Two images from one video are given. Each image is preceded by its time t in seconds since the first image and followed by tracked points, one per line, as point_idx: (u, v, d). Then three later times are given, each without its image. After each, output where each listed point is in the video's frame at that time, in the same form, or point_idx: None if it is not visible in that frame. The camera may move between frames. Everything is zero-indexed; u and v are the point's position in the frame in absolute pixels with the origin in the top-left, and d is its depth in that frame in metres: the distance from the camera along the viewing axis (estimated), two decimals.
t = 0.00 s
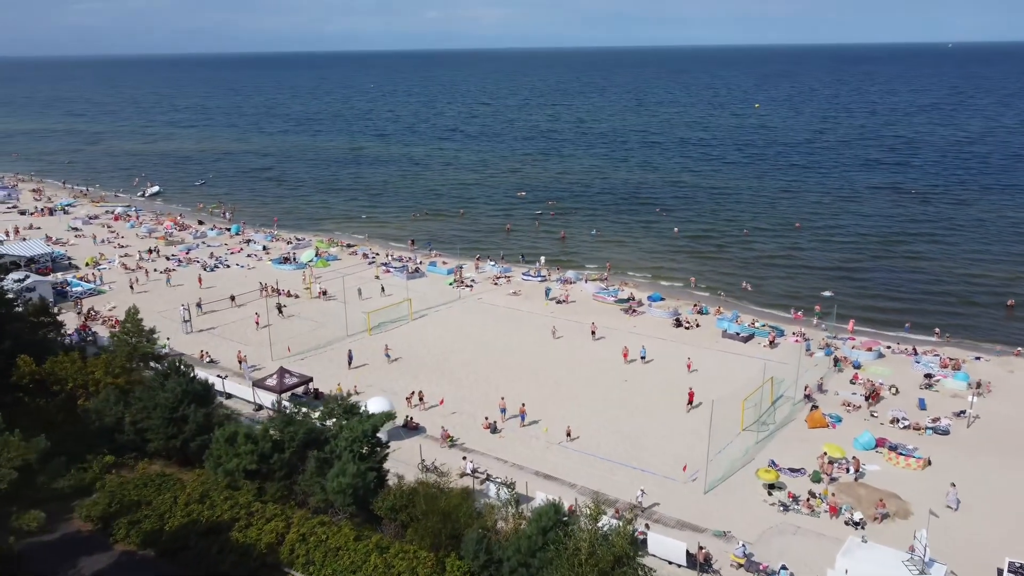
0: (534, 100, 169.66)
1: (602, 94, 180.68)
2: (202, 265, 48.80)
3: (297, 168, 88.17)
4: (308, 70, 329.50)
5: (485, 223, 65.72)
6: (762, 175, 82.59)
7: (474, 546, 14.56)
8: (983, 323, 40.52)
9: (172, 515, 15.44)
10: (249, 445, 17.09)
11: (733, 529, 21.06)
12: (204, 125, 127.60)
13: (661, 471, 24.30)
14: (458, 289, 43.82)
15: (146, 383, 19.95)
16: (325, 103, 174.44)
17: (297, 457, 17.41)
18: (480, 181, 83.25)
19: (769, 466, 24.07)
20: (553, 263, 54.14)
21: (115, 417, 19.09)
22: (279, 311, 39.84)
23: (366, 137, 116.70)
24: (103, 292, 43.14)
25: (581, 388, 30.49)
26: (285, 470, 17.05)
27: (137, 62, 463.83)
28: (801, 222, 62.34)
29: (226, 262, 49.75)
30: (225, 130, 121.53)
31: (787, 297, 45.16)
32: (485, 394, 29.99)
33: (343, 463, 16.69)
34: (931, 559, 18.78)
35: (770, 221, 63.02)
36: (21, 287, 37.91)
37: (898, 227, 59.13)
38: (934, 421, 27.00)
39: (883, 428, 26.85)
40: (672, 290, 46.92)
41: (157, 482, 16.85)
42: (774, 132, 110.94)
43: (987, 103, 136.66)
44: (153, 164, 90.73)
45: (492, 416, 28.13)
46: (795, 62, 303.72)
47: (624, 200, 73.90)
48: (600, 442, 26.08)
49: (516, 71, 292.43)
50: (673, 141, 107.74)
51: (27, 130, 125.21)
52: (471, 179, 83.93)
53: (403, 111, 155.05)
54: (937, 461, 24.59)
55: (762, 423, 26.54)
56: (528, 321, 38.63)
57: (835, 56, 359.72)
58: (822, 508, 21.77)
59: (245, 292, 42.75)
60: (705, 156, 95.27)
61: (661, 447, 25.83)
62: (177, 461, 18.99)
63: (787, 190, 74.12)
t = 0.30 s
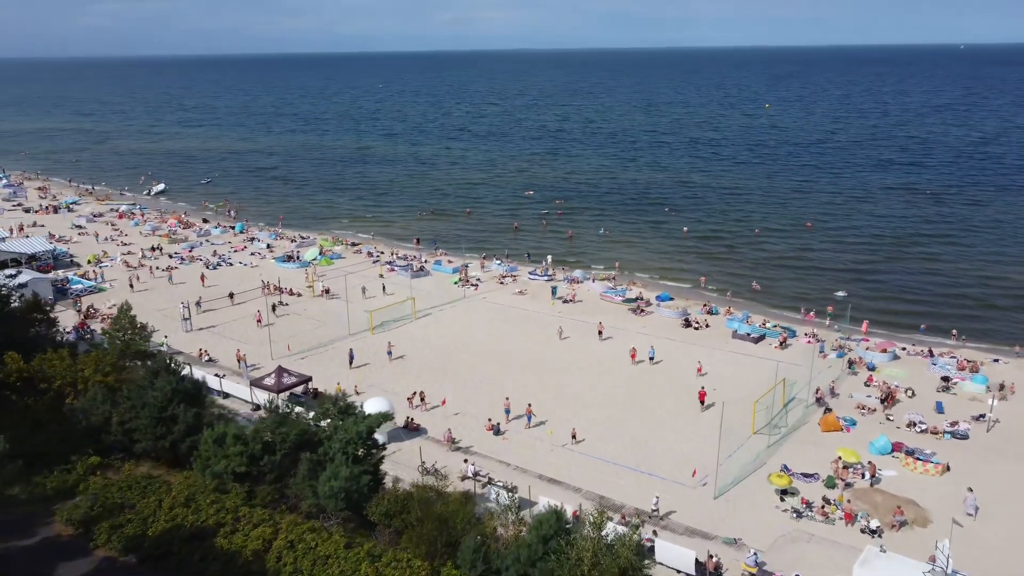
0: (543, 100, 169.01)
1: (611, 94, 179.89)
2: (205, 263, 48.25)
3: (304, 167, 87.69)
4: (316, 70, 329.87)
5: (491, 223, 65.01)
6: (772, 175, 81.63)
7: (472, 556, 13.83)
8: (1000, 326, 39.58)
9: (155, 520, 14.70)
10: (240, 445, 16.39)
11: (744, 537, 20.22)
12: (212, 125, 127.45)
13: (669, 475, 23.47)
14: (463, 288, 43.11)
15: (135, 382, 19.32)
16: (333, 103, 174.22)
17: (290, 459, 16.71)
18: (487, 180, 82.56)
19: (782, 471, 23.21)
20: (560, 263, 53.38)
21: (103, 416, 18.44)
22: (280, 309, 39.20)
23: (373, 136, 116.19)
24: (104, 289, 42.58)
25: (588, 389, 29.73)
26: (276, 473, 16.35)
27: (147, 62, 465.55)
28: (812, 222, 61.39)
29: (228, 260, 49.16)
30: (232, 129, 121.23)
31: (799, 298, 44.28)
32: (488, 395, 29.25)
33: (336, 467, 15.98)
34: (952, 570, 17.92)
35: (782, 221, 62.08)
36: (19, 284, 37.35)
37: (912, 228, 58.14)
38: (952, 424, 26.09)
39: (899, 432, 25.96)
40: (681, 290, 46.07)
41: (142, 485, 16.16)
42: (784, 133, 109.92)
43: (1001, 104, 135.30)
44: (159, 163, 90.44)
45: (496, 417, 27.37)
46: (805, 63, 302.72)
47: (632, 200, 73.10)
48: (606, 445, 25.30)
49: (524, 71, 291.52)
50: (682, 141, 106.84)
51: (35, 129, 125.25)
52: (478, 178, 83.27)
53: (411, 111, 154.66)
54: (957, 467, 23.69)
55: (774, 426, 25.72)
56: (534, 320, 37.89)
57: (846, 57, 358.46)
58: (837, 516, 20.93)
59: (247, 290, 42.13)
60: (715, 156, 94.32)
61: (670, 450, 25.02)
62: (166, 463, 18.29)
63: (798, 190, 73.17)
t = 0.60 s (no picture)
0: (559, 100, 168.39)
1: (628, 94, 178.90)
2: (215, 260, 47.85)
3: (318, 166, 87.42)
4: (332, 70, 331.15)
5: (505, 222, 64.33)
6: (791, 175, 80.46)
7: (475, 564, 12.96)
8: None
9: (145, 523, 14.04)
10: (237, 446, 15.73)
11: (763, 546, 19.34)
12: (227, 124, 127.62)
13: (684, 481, 22.63)
14: (475, 287, 42.43)
15: (131, 379, 18.73)
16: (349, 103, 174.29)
17: (289, 460, 16.06)
18: (502, 179, 81.93)
19: (802, 477, 22.31)
20: (574, 262, 52.58)
21: (98, 414, 17.84)
22: (289, 307, 38.65)
23: (388, 135, 115.84)
24: (112, 286, 42.20)
25: (601, 390, 28.94)
26: (273, 475, 15.69)
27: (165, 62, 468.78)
28: (832, 223, 60.30)
29: (238, 257, 48.74)
30: (247, 128, 121.31)
31: (819, 300, 43.27)
32: (498, 395, 28.51)
33: (335, 469, 15.33)
34: None
35: (801, 222, 61.01)
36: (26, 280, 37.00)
37: (935, 230, 56.92)
38: (980, 430, 25.09)
39: (924, 438, 25.00)
40: (696, 290, 45.18)
41: (134, 486, 15.52)
42: (803, 133, 108.58)
43: None
44: (174, 161, 90.40)
45: (506, 418, 26.62)
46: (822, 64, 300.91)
47: (648, 200, 72.19)
48: (619, 449, 24.48)
49: (538, 71, 291.56)
50: (699, 141, 105.76)
51: (53, 127, 125.87)
52: (492, 178, 82.62)
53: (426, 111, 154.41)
54: (985, 475, 22.72)
55: (793, 431, 24.82)
56: (546, 320, 37.13)
57: (864, 58, 355.93)
58: (861, 525, 20.02)
59: (256, 287, 41.62)
60: (732, 156, 93.22)
61: (685, 454, 24.19)
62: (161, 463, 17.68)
63: (817, 191, 71.99)
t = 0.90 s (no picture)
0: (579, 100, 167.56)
1: (648, 95, 177.68)
2: (229, 257, 47.48)
3: (336, 164, 87.18)
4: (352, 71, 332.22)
5: (522, 222, 63.61)
6: (814, 176, 79.11)
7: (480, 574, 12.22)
8: None
9: (137, 525, 13.45)
10: (236, 445, 15.10)
11: (785, 557, 18.46)
12: (246, 123, 127.97)
13: (703, 486, 21.79)
14: (491, 286, 41.72)
15: (131, 376, 18.16)
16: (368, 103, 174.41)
17: (289, 461, 15.42)
18: (520, 179, 81.22)
19: (826, 485, 21.39)
20: (591, 262, 51.75)
21: (95, 410, 17.26)
22: (302, 305, 38.12)
23: (406, 135, 115.50)
24: (125, 282, 41.97)
25: (617, 392, 28.11)
26: (271, 477, 15.08)
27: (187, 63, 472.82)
28: (856, 224, 59.04)
29: (253, 254, 48.35)
30: (266, 128, 121.47)
31: (842, 303, 42.15)
32: (511, 396, 27.76)
33: (335, 471, 14.68)
34: None
35: (824, 223, 59.79)
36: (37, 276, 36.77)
37: (963, 232, 55.52)
38: (1014, 438, 23.99)
39: (955, 446, 23.96)
40: (716, 291, 44.22)
41: (129, 487, 14.95)
42: (826, 134, 106.99)
43: None
44: (193, 160, 90.53)
45: (519, 420, 25.86)
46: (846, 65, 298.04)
47: (668, 200, 71.20)
48: (635, 453, 23.67)
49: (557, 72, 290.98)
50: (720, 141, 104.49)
51: (74, 126, 126.74)
52: (510, 177, 81.96)
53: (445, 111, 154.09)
54: (1020, 485, 21.67)
55: (817, 436, 23.85)
56: (562, 320, 36.32)
57: (888, 60, 352.26)
58: (888, 536, 19.08)
59: (269, 284, 41.15)
60: (754, 157, 91.96)
61: (704, 459, 23.32)
62: (159, 463, 17.15)
63: (841, 192, 70.67)
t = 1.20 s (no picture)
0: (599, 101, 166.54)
1: (669, 95, 176.31)
2: (243, 254, 47.07)
3: (353, 163, 86.85)
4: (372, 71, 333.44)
5: (539, 221, 62.83)
6: (837, 176, 77.71)
7: None
8: None
9: (127, 527, 12.84)
10: (233, 444, 14.45)
11: (810, 568, 17.56)
12: (266, 122, 128.25)
13: (722, 492, 20.92)
14: (506, 285, 40.99)
15: (131, 371, 17.59)
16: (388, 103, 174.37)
17: (290, 461, 14.78)
18: (538, 178, 80.46)
19: (852, 492, 20.46)
20: (609, 261, 50.88)
21: (92, 406, 16.70)
22: (314, 302, 37.59)
23: (425, 134, 115.07)
24: (138, 278, 41.67)
25: (635, 393, 27.27)
26: (270, 477, 14.43)
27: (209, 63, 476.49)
28: (881, 225, 57.75)
29: (267, 251, 47.93)
30: (286, 126, 121.36)
31: (868, 305, 41.01)
32: (524, 396, 27.00)
33: (336, 472, 14.00)
34: None
35: (848, 224, 58.55)
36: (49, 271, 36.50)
37: (992, 234, 54.08)
38: None
39: (988, 453, 22.92)
40: (737, 291, 43.25)
41: (122, 486, 14.34)
42: (850, 134, 105.28)
43: None
44: (211, 158, 90.54)
45: (533, 421, 25.08)
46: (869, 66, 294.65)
47: (688, 199, 70.15)
48: (652, 456, 22.83)
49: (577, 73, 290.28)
50: (742, 141, 103.13)
51: (96, 124, 127.50)
52: (528, 176, 81.22)
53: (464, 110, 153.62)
54: None
55: (842, 441, 22.89)
56: (578, 319, 35.52)
57: (912, 61, 348.04)
58: (919, 547, 18.15)
59: (282, 281, 40.64)
60: (776, 157, 90.63)
61: (724, 464, 22.46)
62: (157, 461, 16.62)
63: (865, 193, 69.29)
